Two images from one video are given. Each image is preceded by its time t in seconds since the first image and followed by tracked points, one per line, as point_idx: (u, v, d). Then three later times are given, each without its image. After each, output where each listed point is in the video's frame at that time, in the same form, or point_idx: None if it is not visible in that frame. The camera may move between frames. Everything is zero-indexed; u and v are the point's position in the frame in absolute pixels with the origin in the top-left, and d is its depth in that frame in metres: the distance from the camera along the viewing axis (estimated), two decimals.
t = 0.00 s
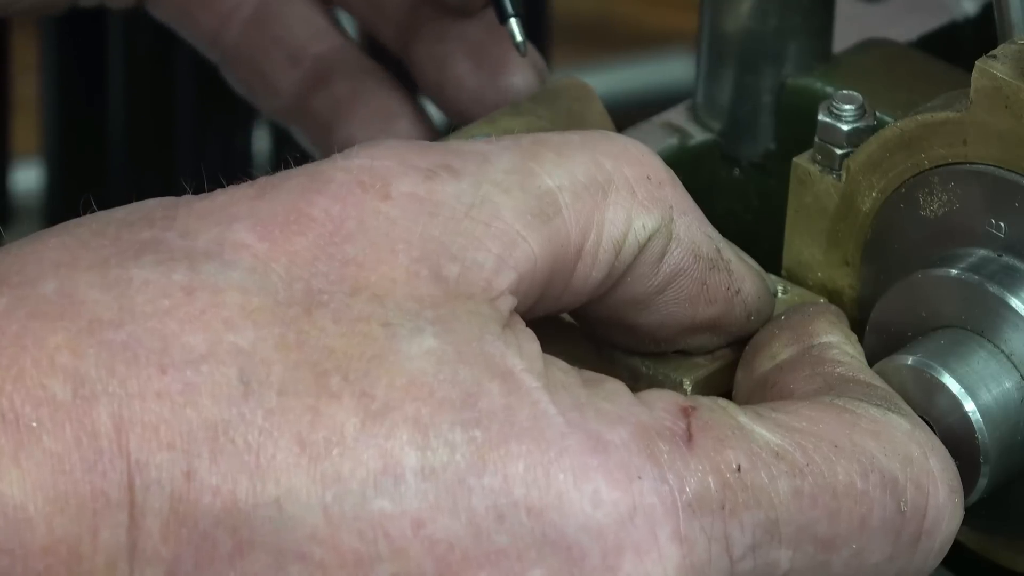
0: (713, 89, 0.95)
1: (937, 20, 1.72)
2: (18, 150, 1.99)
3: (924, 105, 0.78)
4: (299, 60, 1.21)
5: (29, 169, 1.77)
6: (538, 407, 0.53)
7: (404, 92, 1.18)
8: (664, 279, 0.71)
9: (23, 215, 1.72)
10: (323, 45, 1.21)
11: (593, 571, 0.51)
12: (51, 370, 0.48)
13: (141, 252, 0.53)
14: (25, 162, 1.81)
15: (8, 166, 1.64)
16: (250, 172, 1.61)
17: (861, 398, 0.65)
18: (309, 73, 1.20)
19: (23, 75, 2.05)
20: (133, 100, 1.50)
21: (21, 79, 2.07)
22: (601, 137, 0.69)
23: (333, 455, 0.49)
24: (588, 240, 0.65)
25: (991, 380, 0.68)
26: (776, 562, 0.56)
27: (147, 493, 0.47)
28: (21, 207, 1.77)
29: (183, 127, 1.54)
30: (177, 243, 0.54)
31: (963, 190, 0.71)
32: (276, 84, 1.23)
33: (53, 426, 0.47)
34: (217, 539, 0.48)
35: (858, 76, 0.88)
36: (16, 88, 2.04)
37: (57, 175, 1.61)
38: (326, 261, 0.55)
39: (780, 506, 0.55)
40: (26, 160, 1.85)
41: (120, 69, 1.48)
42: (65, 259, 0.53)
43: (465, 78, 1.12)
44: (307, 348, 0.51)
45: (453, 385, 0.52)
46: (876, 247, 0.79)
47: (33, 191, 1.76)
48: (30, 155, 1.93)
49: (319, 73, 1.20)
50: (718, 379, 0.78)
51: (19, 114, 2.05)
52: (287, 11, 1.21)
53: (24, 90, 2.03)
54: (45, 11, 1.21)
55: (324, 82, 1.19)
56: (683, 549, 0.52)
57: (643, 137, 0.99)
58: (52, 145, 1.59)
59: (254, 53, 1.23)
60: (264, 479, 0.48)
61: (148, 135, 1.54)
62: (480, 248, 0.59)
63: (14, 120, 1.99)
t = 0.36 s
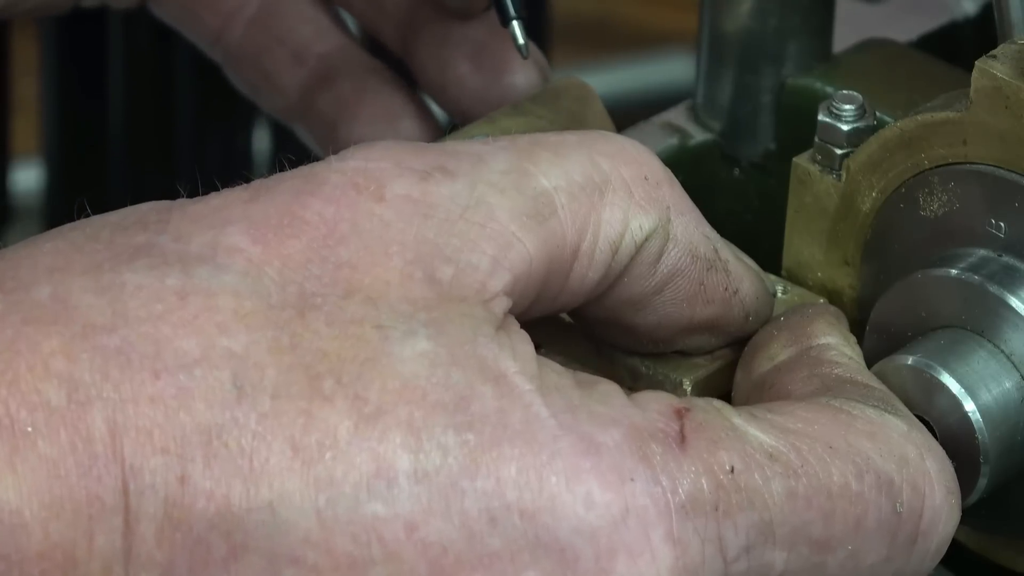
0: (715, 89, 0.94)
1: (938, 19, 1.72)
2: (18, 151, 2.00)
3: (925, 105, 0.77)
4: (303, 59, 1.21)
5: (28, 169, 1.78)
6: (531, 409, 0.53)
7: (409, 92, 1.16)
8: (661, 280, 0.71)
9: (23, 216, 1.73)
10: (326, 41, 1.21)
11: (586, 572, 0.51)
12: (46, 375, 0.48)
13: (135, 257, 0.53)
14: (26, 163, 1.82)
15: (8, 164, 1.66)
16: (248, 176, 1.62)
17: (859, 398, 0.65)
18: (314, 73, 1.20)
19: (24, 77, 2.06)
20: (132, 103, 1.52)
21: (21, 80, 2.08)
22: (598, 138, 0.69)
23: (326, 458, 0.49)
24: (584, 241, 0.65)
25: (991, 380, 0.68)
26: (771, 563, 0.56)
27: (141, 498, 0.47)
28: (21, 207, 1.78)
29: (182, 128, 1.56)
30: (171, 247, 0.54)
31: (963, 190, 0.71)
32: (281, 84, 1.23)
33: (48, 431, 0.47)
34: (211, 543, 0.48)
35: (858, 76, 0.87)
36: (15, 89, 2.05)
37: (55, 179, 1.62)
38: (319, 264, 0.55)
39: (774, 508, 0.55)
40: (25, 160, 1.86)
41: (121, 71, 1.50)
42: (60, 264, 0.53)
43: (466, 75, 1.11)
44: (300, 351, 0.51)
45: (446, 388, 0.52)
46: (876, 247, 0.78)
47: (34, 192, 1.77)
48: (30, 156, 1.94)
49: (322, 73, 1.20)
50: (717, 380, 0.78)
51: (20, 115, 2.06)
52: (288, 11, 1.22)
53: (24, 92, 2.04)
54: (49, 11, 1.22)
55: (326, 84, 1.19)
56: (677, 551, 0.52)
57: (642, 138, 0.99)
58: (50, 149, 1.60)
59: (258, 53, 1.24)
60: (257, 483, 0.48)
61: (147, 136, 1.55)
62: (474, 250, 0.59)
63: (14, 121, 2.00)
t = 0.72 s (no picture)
0: (716, 89, 0.95)
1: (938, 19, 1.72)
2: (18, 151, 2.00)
3: (925, 105, 0.77)
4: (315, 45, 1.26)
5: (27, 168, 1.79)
6: (529, 406, 0.53)
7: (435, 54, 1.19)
8: (660, 278, 0.71)
9: (22, 215, 1.73)
10: None
11: (584, 569, 0.51)
12: (44, 371, 0.48)
13: (134, 253, 0.54)
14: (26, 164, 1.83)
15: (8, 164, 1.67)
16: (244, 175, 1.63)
17: (859, 398, 0.65)
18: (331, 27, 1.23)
19: (24, 77, 2.06)
20: (132, 102, 1.53)
21: (20, 79, 2.08)
22: (597, 136, 0.69)
23: (324, 455, 0.49)
24: (584, 239, 0.65)
25: (991, 380, 0.68)
26: (770, 562, 0.56)
27: (139, 494, 0.47)
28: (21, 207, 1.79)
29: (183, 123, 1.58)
30: (170, 244, 0.54)
31: (963, 190, 0.71)
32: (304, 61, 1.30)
33: (46, 427, 0.47)
34: (209, 539, 0.48)
35: (859, 76, 0.87)
36: (15, 88, 2.05)
37: (54, 179, 1.62)
38: (318, 261, 0.55)
39: (774, 506, 0.55)
40: (25, 160, 1.86)
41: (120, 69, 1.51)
42: (59, 260, 0.53)
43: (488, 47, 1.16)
44: (298, 348, 0.51)
45: (445, 385, 0.52)
46: (876, 247, 0.78)
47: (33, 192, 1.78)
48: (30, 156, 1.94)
49: (342, 21, 1.23)
50: (717, 379, 0.77)
51: (20, 114, 2.06)
52: None
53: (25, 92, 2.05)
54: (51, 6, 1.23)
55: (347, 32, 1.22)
56: (675, 548, 0.52)
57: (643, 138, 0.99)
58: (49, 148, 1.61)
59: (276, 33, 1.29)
60: (256, 479, 0.48)
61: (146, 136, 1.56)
62: (473, 247, 0.59)
63: (14, 120, 2.00)
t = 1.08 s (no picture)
0: (716, 89, 0.94)
1: (937, 20, 1.72)
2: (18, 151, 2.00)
3: (925, 105, 0.77)
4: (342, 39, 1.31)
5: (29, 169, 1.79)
6: (531, 406, 0.53)
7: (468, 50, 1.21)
8: (661, 278, 0.71)
9: (23, 215, 1.73)
10: None
11: (585, 569, 0.51)
12: (45, 370, 0.48)
13: (135, 253, 0.53)
14: (26, 163, 1.83)
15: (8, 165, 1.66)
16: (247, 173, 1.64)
17: (859, 398, 0.65)
18: (361, 24, 1.28)
19: (25, 76, 2.06)
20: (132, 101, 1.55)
21: (20, 79, 2.08)
22: (598, 136, 0.69)
23: (325, 454, 0.49)
24: (584, 239, 0.65)
25: (991, 380, 0.68)
26: (771, 562, 0.56)
27: (140, 493, 0.47)
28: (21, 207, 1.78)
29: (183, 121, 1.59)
30: (171, 243, 0.54)
31: (963, 190, 0.71)
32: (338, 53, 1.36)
33: (46, 427, 0.47)
34: (210, 539, 0.48)
35: (859, 76, 0.87)
36: (15, 89, 2.05)
37: (56, 178, 1.60)
38: (319, 260, 0.55)
39: (774, 506, 0.55)
40: (25, 160, 1.86)
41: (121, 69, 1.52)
42: (60, 259, 0.53)
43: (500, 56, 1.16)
44: (300, 347, 0.51)
45: (446, 385, 0.52)
46: (876, 247, 0.78)
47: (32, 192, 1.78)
48: (31, 156, 1.94)
49: (372, 21, 1.27)
50: (717, 379, 0.78)
51: (20, 114, 2.05)
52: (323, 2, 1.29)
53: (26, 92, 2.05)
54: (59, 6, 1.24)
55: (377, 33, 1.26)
56: (676, 548, 0.52)
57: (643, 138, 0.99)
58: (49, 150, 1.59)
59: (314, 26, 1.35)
60: (257, 479, 0.48)
61: (147, 136, 1.59)
62: (474, 247, 0.59)
63: (14, 120, 2.00)
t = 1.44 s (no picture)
0: (716, 89, 0.95)
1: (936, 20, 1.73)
2: (18, 151, 2.00)
3: (925, 105, 0.77)
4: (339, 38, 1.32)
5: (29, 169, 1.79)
6: (533, 406, 0.53)
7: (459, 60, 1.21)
8: (662, 278, 0.71)
9: (22, 216, 1.73)
10: None
11: (588, 568, 0.51)
12: (47, 369, 0.48)
13: (137, 252, 0.53)
14: (26, 164, 1.83)
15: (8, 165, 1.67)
16: (249, 174, 1.63)
17: (860, 398, 0.65)
18: (355, 21, 1.29)
19: (24, 76, 2.06)
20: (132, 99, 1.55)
21: (20, 79, 2.08)
22: (599, 135, 0.69)
23: (328, 454, 0.49)
24: (586, 239, 0.65)
25: (991, 380, 0.68)
26: (773, 562, 0.56)
27: (143, 493, 0.47)
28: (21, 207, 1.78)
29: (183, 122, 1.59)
30: (173, 242, 0.54)
31: (963, 190, 0.71)
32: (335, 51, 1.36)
33: (49, 426, 0.47)
34: (212, 538, 0.48)
35: (859, 76, 0.87)
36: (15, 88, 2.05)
37: (56, 178, 1.61)
38: (322, 259, 0.55)
39: (776, 506, 0.55)
40: (26, 160, 1.86)
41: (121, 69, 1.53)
42: (62, 259, 0.53)
43: (500, 63, 1.17)
44: (302, 346, 0.51)
45: (448, 384, 0.52)
46: (876, 247, 0.79)
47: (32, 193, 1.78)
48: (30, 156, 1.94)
49: (368, 19, 1.28)
50: (717, 379, 0.78)
51: (20, 114, 2.05)
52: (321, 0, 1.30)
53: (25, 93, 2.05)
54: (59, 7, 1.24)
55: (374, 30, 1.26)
56: (678, 548, 0.52)
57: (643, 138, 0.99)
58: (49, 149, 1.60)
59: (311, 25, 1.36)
60: (259, 478, 0.48)
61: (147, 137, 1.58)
62: (476, 246, 0.59)
63: (14, 120, 2.00)
